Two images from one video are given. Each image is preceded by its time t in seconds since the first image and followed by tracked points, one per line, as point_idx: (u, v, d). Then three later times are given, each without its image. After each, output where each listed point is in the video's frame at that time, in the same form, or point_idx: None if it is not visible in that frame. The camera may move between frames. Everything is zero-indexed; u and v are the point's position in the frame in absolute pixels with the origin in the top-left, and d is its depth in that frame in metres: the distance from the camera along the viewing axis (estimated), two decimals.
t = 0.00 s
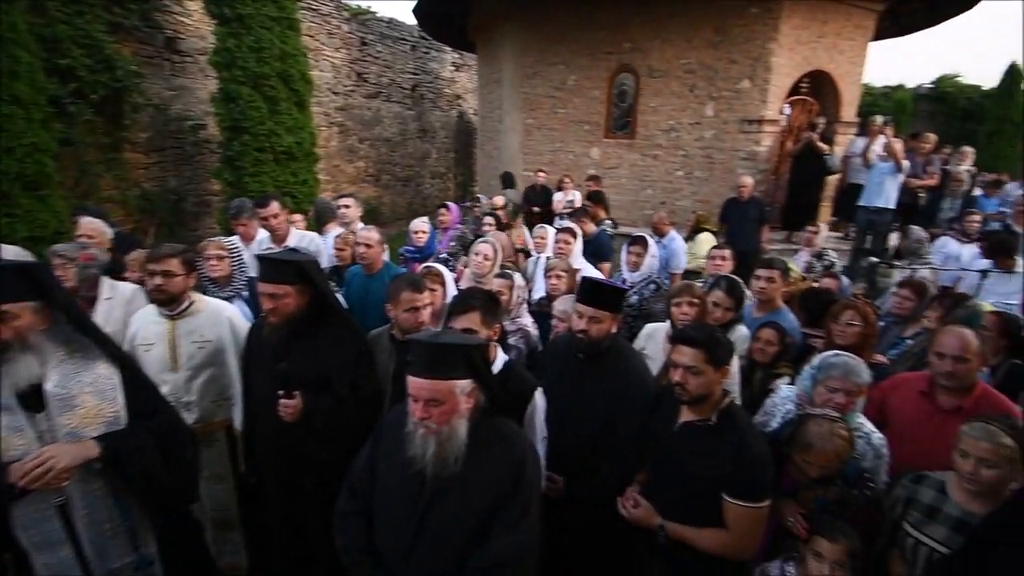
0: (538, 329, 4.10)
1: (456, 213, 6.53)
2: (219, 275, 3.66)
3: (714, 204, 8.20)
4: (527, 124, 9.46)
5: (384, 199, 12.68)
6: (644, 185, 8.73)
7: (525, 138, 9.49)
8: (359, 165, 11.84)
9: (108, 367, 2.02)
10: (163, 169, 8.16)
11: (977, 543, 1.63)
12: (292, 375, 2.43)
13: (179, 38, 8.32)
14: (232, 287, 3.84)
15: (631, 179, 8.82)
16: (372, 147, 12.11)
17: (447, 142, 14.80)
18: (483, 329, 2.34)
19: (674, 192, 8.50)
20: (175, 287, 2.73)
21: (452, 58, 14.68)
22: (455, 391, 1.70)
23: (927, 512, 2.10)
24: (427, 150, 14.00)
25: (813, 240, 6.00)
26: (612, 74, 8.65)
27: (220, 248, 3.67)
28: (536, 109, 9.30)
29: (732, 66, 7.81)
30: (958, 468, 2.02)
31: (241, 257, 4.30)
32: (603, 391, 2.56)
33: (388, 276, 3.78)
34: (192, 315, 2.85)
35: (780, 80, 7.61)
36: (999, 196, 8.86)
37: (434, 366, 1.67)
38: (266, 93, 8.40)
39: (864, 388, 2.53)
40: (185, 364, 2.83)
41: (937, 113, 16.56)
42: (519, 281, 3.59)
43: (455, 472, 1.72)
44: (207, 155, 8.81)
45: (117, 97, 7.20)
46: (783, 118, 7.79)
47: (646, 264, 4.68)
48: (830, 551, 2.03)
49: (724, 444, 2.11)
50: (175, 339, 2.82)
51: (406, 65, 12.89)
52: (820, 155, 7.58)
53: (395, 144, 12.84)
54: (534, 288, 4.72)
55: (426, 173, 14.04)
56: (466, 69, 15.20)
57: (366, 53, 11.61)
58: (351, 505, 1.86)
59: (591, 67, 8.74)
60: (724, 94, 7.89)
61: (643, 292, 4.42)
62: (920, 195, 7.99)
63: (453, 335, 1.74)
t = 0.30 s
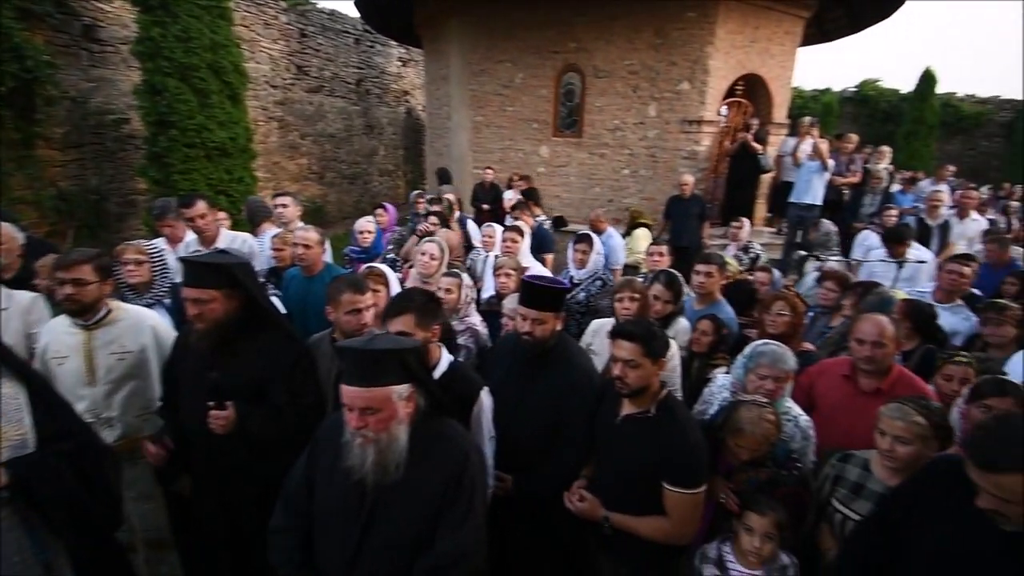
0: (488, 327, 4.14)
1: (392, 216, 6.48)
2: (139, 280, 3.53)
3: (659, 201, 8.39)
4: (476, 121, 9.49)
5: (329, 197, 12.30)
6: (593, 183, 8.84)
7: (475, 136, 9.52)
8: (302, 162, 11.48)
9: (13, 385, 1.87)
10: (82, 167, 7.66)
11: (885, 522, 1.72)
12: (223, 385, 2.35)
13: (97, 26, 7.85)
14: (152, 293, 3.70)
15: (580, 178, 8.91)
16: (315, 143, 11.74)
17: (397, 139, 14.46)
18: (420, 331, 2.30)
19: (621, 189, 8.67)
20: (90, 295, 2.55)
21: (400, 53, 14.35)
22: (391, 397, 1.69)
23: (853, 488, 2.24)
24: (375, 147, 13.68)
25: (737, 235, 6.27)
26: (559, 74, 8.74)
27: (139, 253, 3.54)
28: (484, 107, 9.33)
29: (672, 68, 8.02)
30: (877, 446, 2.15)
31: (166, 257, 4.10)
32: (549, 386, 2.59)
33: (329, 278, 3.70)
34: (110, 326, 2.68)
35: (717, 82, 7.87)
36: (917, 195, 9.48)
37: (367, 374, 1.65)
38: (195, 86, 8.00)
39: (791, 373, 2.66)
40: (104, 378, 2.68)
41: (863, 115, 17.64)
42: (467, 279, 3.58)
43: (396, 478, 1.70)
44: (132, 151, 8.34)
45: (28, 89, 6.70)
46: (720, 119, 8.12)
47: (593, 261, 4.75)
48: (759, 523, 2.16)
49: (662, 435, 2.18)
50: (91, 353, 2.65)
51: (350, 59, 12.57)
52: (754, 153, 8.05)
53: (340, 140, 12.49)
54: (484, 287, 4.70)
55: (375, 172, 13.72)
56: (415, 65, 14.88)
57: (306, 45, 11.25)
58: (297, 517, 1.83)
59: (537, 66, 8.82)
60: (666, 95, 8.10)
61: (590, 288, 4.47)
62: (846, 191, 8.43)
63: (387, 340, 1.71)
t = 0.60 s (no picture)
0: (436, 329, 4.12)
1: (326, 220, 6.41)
2: (47, 291, 3.37)
3: (607, 200, 8.56)
4: (423, 120, 9.26)
5: (270, 198, 11.81)
6: (542, 182, 8.86)
7: (422, 134, 9.28)
8: (239, 162, 11.02)
9: None
10: None
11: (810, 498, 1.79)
12: (141, 401, 2.24)
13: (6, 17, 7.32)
14: (64, 305, 3.54)
15: (529, 177, 8.91)
16: (253, 142, 11.31)
17: (343, 138, 14.06)
18: (346, 338, 2.25)
19: (569, 188, 8.73)
20: None
21: (343, 49, 13.99)
22: (318, 414, 1.66)
23: (786, 470, 2.36)
24: (319, 146, 13.26)
25: (673, 233, 6.53)
26: (505, 73, 8.73)
27: (47, 262, 3.37)
28: (432, 105, 9.13)
29: (615, 70, 8.20)
30: (805, 428, 2.27)
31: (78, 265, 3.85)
32: (494, 386, 2.59)
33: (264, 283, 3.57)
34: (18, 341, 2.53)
35: (657, 83, 8.13)
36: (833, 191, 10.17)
37: (285, 396, 1.62)
38: (118, 82, 7.56)
39: (726, 362, 2.78)
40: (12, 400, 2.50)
41: (795, 116, 18.58)
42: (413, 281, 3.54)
43: (331, 492, 1.67)
44: (49, 151, 7.82)
45: None
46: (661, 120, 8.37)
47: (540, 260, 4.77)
48: (697, 508, 2.24)
49: (603, 430, 2.23)
50: None
51: (290, 55, 12.15)
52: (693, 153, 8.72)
53: (280, 138, 12.05)
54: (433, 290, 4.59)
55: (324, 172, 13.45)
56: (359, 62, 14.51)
57: (241, 40, 10.80)
58: (228, 535, 1.76)
59: (485, 67, 8.74)
60: (610, 95, 8.25)
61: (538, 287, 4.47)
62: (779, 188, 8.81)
63: (308, 357, 1.68)
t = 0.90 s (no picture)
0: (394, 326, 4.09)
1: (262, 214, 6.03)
2: None
3: (567, 195, 8.54)
4: (379, 114, 9.13)
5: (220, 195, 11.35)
6: (502, 177, 8.82)
7: (379, 128, 9.13)
8: (184, 157, 10.56)
9: None
10: None
11: (764, 485, 1.80)
12: (75, 412, 2.12)
13: None
14: None
15: (489, 172, 8.87)
16: (200, 136, 10.86)
17: (297, 131, 13.65)
18: (277, 346, 2.07)
19: (530, 183, 8.70)
20: None
21: (294, 40, 13.44)
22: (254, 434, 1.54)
23: (735, 452, 2.41)
24: (272, 141, 12.84)
25: (628, 226, 6.64)
26: (463, 67, 8.67)
27: None
28: (388, 99, 9.01)
29: (572, 66, 8.22)
30: (749, 411, 2.35)
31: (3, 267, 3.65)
32: (451, 382, 2.56)
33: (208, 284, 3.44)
34: None
35: (613, 79, 8.18)
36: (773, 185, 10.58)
37: (214, 424, 1.47)
38: (49, 74, 7.14)
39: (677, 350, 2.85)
40: None
41: (745, 111, 19.17)
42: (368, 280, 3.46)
43: (279, 504, 1.61)
44: None
45: None
46: (618, 115, 8.42)
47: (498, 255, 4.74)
48: (655, 491, 2.29)
49: (558, 422, 2.26)
50: None
51: (238, 46, 11.66)
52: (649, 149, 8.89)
53: (229, 133, 11.59)
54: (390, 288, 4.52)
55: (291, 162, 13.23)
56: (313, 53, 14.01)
57: (185, 30, 10.32)
58: (171, 560, 1.68)
59: (443, 60, 8.68)
60: (567, 91, 8.27)
61: (497, 283, 4.47)
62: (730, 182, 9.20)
63: (230, 379, 1.52)
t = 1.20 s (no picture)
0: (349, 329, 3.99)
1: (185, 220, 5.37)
2: None
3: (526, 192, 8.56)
4: (332, 111, 8.95)
5: (165, 196, 10.86)
6: (461, 174, 8.77)
7: (333, 126, 8.93)
8: (123, 157, 10.03)
9: None
10: None
11: (712, 474, 1.85)
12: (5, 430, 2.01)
13: None
14: None
15: (448, 170, 8.79)
16: (140, 135, 10.34)
17: (246, 129, 12.91)
18: (203, 359, 1.94)
19: (489, 180, 8.67)
20: None
21: (242, 34, 12.89)
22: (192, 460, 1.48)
23: (685, 438, 2.48)
24: (220, 139, 12.23)
25: (580, 221, 6.73)
26: (418, 64, 8.54)
27: None
28: (342, 95, 8.82)
29: (527, 64, 8.18)
30: (697, 399, 2.42)
31: None
32: (404, 383, 2.51)
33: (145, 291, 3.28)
34: None
35: (569, 78, 8.18)
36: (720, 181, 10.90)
37: (146, 459, 1.40)
38: None
39: (627, 341, 2.90)
40: None
41: (698, 109, 19.70)
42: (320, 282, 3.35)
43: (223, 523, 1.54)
44: None
45: None
46: (574, 113, 8.43)
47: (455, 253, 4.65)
48: (608, 479, 2.32)
49: (513, 419, 2.27)
50: None
51: (181, 40, 11.20)
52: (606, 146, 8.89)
53: (173, 132, 11.06)
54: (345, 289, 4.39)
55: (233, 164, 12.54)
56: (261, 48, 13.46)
57: (121, 23, 9.83)
58: None
59: (396, 57, 8.54)
60: (524, 89, 8.24)
61: (455, 281, 4.44)
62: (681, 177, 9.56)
63: (156, 409, 1.43)
